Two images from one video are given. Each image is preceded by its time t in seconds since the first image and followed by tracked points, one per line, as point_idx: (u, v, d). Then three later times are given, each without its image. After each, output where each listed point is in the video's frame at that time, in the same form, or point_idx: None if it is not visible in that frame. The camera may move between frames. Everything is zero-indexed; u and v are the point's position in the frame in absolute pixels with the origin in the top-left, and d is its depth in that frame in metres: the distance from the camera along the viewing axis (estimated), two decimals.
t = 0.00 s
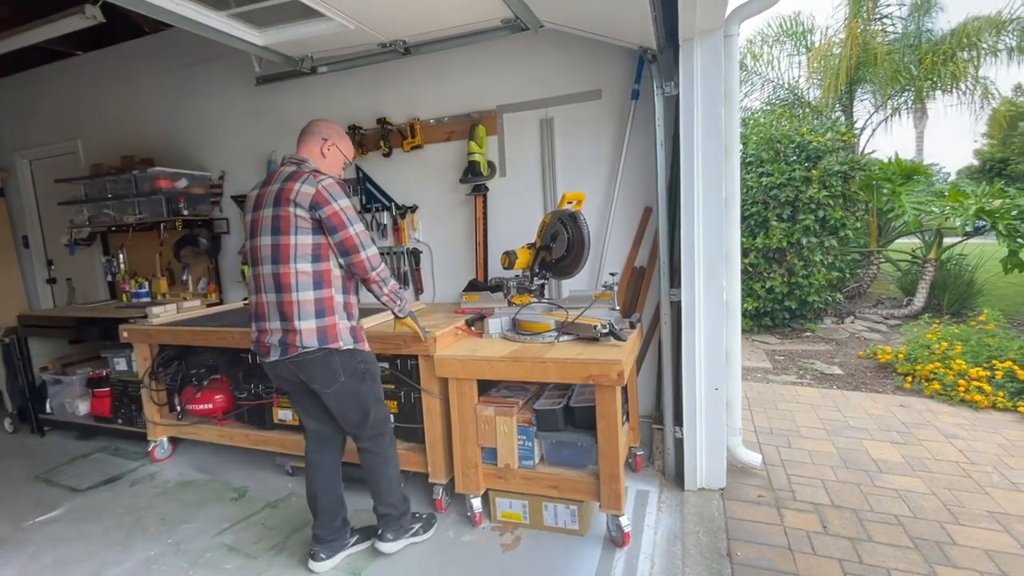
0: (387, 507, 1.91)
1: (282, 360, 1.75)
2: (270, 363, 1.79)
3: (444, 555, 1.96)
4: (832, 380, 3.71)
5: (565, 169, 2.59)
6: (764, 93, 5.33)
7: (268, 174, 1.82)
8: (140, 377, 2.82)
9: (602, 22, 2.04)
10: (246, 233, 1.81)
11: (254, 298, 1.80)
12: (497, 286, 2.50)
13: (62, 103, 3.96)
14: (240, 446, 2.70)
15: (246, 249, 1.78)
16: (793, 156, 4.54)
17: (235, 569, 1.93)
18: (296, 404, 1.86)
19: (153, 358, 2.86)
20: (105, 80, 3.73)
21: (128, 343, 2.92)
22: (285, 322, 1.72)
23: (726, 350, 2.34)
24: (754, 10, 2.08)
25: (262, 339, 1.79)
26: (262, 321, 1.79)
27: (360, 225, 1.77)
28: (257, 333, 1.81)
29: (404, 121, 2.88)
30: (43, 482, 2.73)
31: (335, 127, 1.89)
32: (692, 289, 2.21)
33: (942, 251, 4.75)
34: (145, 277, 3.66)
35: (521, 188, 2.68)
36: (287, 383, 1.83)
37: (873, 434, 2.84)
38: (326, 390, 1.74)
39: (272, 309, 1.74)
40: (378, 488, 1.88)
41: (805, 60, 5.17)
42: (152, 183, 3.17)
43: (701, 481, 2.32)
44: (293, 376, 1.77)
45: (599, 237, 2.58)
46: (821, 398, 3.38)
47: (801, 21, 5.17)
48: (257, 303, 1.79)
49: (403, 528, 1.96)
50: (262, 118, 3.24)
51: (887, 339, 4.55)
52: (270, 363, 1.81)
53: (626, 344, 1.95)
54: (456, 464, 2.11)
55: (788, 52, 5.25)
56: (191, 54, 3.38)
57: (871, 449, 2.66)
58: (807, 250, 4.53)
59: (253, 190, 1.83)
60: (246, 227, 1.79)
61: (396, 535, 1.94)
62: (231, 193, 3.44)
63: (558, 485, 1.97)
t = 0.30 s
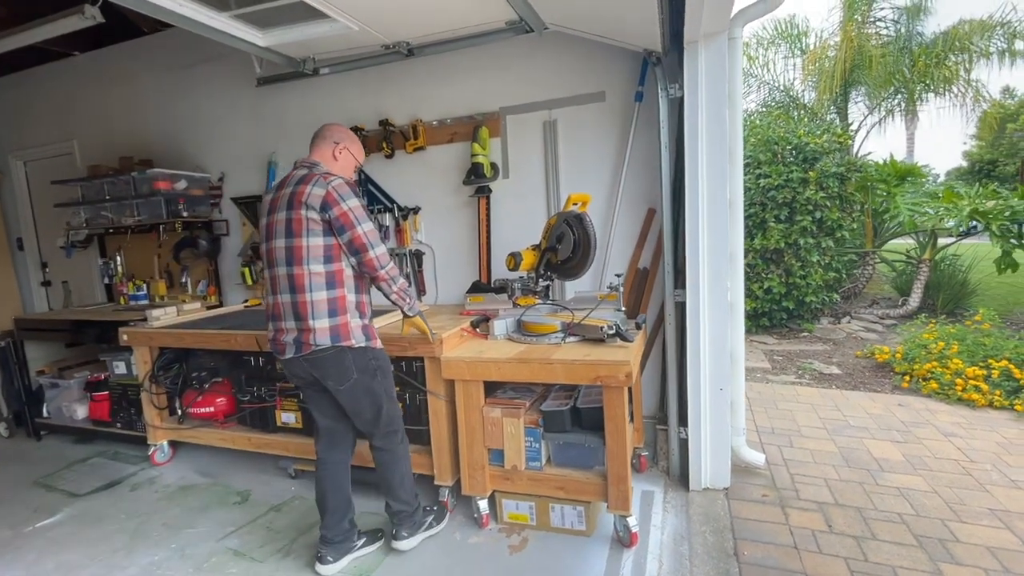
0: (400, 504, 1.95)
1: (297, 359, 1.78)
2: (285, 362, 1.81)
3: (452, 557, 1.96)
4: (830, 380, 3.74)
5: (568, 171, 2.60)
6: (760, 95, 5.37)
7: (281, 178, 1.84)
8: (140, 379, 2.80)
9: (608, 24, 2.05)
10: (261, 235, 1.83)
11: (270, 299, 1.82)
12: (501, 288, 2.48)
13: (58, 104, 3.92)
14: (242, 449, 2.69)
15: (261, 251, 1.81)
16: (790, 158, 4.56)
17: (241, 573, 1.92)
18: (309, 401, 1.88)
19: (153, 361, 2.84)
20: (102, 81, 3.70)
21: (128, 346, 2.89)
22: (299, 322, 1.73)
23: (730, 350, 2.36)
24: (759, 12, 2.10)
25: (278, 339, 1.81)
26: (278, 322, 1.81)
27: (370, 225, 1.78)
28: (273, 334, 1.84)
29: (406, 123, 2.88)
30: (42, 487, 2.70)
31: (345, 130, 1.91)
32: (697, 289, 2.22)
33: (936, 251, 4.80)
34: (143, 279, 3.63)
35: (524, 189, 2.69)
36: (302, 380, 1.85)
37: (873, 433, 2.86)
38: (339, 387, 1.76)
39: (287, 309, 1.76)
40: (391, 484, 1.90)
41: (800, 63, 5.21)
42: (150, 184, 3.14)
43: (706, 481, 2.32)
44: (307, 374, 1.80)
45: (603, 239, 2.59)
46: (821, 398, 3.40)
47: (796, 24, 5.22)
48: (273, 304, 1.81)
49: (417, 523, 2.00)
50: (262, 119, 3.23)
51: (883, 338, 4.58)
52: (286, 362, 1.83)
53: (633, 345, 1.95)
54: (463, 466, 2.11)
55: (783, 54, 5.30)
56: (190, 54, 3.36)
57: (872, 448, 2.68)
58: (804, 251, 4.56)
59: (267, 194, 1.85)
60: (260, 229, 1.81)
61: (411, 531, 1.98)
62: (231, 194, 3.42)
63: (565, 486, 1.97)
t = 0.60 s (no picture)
0: (390, 511, 1.90)
1: (284, 353, 1.77)
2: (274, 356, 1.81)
3: (453, 556, 1.96)
4: (830, 379, 3.74)
5: (569, 170, 2.60)
6: (760, 95, 5.38)
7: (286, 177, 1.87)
8: (140, 379, 2.80)
9: (609, 24, 2.05)
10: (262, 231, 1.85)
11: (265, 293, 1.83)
12: (502, 287, 2.50)
13: (58, 103, 3.92)
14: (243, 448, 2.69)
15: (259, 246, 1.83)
16: (790, 158, 4.57)
17: (242, 573, 1.92)
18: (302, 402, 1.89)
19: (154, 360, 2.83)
20: (102, 80, 3.70)
21: (128, 345, 2.89)
22: (287, 315, 1.73)
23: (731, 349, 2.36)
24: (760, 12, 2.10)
25: (269, 333, 1.82)
26: (269, 316, 1.81)
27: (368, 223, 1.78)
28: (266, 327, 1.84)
29: (407, 122, 2.88)
30: (42, 486, 2.70)
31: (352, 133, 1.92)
32: (698, 289, 2.22)
33: (936, 251, 4.80)
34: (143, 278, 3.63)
35: (525, 189, 2.69)
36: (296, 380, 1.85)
37: (873, 432, 2.87)
38: (324, 386, 1.74)
39: (277, 303, 1.76)
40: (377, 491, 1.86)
41: (800, 63, 5.22)
42: (151, 183, 3.14)
43: (706, 480, 2.33)
44: (298, 372, 1.79)
45: (604, 238, 2.59)
46: (821, 398, 3.40)
47: (796, 24, 5.22)
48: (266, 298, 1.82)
49: (409, 528, 1.96)
50: (262, 118, 3.23)
51: (883, 338, 4.59)
52: (274, 356, 1.82)
53: (634, 345, 1.96)
54: (464, 465, 2.11)
55: (783, 55, 5.30)
56: (191, 54, 3.36)
57: (872, 448, 2.69)
58: (804, 251, 4.57)
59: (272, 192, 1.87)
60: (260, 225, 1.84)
61: (410, 536, 1.97)
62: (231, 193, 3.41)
63: (566, 485, 1.98)
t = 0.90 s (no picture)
0: (291, 526, 1.74)
1: (259, 352, 1.78)
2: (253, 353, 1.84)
3: (452, 552, 1.97)
4: (833, 378, 3.73)
5: (570, 167, 2.60)
6: (764, 93, 5.36)
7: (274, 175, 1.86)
8: (144, 374, 2.83)
9: (611, 21, 2.05)
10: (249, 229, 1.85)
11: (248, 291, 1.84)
12: (502, 284, 2.50)
13: (64, 100, 3.95)
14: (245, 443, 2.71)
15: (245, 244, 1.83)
16: (794, 156, 4.55)
17: (242, 567, 1.93)
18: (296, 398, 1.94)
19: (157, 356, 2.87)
20: (107, 77, 3.73)
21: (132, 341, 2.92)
22: (265, 316, 1.73)
23: (731, 347, 2.35)
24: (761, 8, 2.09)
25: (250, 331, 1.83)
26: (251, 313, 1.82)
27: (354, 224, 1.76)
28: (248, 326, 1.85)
29: (408, 119, 2.88)
30: (48, 480, 2.73)
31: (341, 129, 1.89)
32: (698, 286, 2.21)
33: (942, 250, 4.76)
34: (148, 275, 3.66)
35: (526, 186, 2.69)
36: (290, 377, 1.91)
37: (875, 431, 2.85)
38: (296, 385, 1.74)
39: (257, 302, 1.76)
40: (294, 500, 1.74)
41: (805, 60, 5.18)
42: (155, 180, 3.16)
43: (706, 478, 2.33)
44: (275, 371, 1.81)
45: (605, 236, 2.59)
46: (824, 396, 3.39)
47: (801, 21, 5.18)
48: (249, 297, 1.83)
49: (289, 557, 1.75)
50: (265, 116, 3.24)
51: (887, 337, 4.56)
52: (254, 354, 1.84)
53: (633, 342, 1.96)
54: (463, 461, 2.11)
55: (788, 52, 5.27)
56: (195, 51, 3.37)
57: (874, 447, 2.68)
58: (808, 249, 4.54)
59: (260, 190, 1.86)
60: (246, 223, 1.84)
61: (276, 565, 1.75)
62: (234, 190, 3.43)
63: (565, 481, 1.98)
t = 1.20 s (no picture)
0: (219, 538, 1.74)
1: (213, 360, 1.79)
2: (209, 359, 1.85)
3: (449, 551, 1.97)
4: (839, 380, 3.68)
5: (572, 167, 2.59)
6: (773, 91, 5.30)
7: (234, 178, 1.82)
8: (150, 371, 2.87)
9: (611, 20, 2.04)
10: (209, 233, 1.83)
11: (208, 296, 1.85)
12: (502, 284, 2.51)
13: (75, 100, 4.01)
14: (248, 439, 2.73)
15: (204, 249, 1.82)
16: (802, 155, 4.50)
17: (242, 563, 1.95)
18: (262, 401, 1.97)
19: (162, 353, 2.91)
20: (116, 77, 3.78)
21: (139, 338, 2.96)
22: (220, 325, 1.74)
23: (733, 348, 2.33)
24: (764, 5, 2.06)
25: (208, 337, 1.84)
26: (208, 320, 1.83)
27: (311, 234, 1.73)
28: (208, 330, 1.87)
29: (411, 118, 2.89)
30: (56, 474, 2.77)
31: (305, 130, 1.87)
32: (699, 287, 2.20)
33: (954, 251, 4.68)
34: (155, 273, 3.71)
35: (528, 186, 2.69)
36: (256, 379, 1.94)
37: (880, 435, 2.81)
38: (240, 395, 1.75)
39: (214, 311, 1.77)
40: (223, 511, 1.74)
41: (816, 58, 5.11)
42: (162, 179, 3.20)
43: (705, 480, 2.31)
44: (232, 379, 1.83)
45: (606, 235, 2.58)
46: (829, 399, 3.35)
47: (812, 18, 5.11)
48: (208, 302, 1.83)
49: (219, 571, 1.75)
50: (270, 115, 3.26)
51: (896, 339, 4.50)
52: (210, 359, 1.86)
53: (631, 342, 1.95)
54: (461, 461, 2.12)
55: (798, 49, 5.20)
56: (202, 51, 3.41)
57: (878, 450, 2.65)
58: (816, 249, 4.49)
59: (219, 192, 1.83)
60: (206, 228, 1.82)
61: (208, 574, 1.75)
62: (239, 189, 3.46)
63: (562, 482, 1.98)
